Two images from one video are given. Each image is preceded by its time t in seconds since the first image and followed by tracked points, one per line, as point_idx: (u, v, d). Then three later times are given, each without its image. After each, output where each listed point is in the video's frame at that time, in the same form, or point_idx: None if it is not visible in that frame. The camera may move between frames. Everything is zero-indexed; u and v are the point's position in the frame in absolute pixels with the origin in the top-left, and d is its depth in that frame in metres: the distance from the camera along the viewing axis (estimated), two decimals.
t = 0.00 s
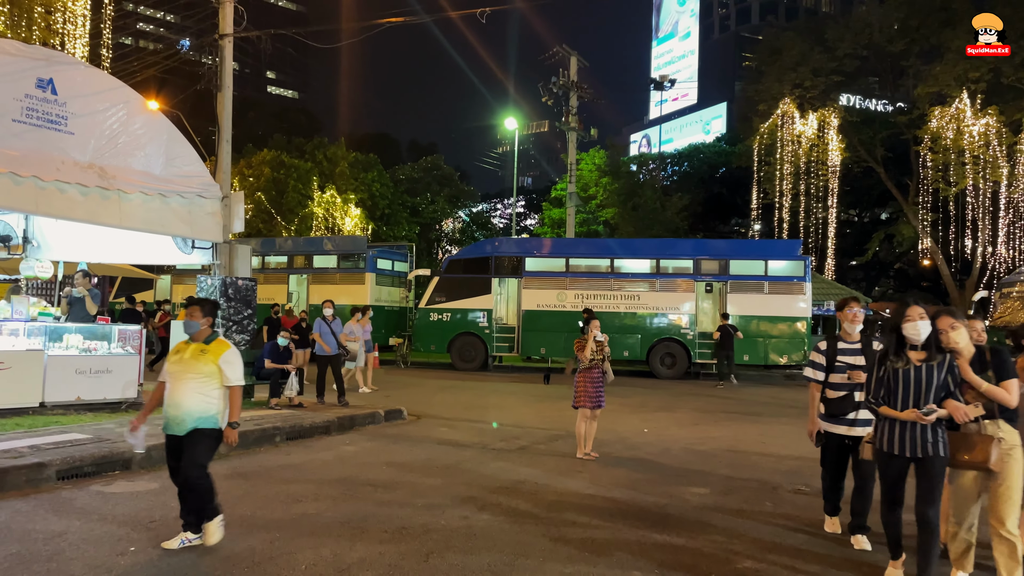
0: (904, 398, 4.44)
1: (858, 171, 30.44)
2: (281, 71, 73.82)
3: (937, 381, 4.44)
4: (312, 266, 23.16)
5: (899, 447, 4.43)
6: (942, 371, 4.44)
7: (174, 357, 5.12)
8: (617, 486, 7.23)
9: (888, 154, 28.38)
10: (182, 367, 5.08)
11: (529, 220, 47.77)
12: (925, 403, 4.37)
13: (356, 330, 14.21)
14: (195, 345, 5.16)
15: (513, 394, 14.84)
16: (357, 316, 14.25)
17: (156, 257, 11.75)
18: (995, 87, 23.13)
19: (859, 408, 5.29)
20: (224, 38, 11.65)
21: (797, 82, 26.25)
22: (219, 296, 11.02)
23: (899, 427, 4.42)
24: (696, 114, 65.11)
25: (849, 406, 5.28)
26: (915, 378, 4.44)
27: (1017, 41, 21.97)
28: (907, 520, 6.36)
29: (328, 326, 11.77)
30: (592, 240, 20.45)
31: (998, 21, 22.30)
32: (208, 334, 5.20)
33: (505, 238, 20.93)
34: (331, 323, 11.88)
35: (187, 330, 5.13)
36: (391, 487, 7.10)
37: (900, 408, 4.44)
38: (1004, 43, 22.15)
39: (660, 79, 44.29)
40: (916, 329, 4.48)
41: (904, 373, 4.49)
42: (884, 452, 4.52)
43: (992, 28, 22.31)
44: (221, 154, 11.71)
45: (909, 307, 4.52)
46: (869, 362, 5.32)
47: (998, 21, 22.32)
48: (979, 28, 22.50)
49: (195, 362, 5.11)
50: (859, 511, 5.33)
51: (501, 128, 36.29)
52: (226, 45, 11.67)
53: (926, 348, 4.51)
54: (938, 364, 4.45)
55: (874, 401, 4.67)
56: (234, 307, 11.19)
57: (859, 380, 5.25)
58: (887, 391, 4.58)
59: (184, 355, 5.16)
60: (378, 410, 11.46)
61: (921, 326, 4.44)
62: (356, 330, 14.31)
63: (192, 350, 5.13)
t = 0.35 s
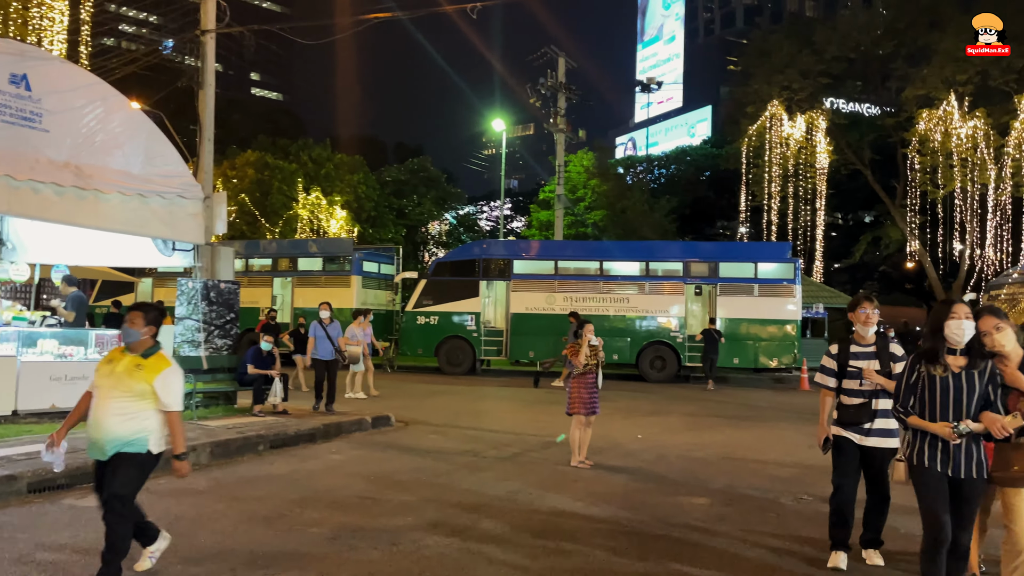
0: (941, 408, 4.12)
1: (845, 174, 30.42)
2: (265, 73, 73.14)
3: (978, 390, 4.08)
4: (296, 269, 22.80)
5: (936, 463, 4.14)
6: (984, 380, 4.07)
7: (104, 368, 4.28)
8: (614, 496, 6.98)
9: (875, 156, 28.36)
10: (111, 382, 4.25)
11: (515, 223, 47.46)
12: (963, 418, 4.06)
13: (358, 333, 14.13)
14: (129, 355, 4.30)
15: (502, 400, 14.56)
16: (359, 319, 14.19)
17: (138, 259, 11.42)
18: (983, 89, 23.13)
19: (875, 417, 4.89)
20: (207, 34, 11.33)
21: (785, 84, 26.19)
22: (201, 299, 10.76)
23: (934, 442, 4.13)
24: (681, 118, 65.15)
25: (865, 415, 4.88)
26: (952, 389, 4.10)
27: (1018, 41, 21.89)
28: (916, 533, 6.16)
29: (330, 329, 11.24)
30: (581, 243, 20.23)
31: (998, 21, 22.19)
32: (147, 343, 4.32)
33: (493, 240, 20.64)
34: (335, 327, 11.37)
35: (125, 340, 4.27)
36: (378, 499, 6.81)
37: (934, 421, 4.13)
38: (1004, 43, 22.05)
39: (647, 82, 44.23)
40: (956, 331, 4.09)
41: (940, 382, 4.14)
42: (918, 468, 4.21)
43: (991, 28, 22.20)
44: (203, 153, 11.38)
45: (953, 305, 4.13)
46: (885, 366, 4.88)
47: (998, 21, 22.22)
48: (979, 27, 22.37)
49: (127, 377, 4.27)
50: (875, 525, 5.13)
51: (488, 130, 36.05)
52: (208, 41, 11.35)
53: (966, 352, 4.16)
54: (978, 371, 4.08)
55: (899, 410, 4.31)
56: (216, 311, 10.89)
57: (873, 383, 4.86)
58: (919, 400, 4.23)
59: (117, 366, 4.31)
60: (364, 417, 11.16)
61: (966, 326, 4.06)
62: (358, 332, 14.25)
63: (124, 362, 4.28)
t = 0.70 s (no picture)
0: (967, 417, 3.75)
1: (833, 176, 30.44)
2: (251, 75, 72.64)
3: (1011, 402, 3.71)
4: (281, 272, 22.49)
5: (959, 481, 3.72)
6: (1017, 390, 3.71)
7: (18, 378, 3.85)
8: (608, 503, 6.79)
9: (863, 158, 28.33)
10: (24, 393, 3.81)
11: (503, 226, 47.25)
12: (995, 432, 3.68)
13: (358, 338, 13.81)
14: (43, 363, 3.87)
15: (490, 404, 14.33)
16: (360, 324, 13.87)
17: (119, 262, 11.16)
18: (971, 90, 23.17)
19: (875, 427, 4.50)
20: (187, 32, 11.05)
21: (773, 84, 26.12)
22: (183, 302, 10.47)
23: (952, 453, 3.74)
24: (668, 120, 65.15)
25: (864, 425, 4.47)
26: (983, 399, 3.72)
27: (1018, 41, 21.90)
28: (916, 541, 6.00)
29: (313, 334, 10.83)
30: (569, 245, 20.06)
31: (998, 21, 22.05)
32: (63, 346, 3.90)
33: (481, 242, 20.45)
34: (320, 332, 10.97)
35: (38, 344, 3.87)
36: (364, 508, 6.57)
37: (957, 425, 3.74)
38: (1004, 44, 22.02)
39: (635, 84, 44.10)
40: (992, 334, 3.73)
41: (968, 391, 3.76)
42: (932, 484, 3.81)
43: (992, 29, 22.11)
44: (183, 153, 11.11)
45: (992, 304, 3.79)
46: (881, 371, 4.49)
47: (998, 21, 22.10)
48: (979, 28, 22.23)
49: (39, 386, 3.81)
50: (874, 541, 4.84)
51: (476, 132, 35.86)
52: (189, 39, 11.08)
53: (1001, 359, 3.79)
54: (1011, 380, 3.71)
55: (917, 413, 3.92)
56: (197, 314, 10.60)
57: (867, 394, 4.45)
58: (943, 405, 3.85)
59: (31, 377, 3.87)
60: (350, 422, 10.93)
61: (1002, 328, 3.71)
62: (358, 337, 13.93)
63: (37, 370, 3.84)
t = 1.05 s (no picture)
0: (992, 444, 3.24)
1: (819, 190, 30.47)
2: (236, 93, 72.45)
3: None
4: (263, 289, 22.14)
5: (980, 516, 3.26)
6: None
7: None
8: (592, 528, 6.51)
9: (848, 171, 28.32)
10: None
11: (489, 241, 47.02)
12: None
13: (353, 356, 13.44)
14: None
15: (475, 422, 14.02)
16: (355, 341, 13.47)
17: (91, 279, 10.81)
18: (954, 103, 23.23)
19: (865, 449, 3.96)
20: (161, 43, 10.81)
21: (757, 99, 26.15)
22: (155, 321, 10.14)
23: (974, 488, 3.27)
24: (653, 136, 65.33)
25: (851, 446, 3.95)
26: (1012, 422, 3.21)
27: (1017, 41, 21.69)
28: (912, 564, 5.77)
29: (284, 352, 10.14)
30: (555, 260, 19.89)
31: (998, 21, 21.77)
32: None
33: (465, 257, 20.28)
34: (292, 350, 10.25)
35: None
36: (336, 536, 6.28)
37: (973, 452, 3.27)
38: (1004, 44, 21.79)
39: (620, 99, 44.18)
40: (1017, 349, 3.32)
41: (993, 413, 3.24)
42: (953, 525, 3.34)
43: (991, 29, 21.77)
44: (157, 167, 10.82)
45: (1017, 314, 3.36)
46: (872, 387, 3.98)
47: (998, 20, 21.78)
48: (978, 28, 21.94)
49: None
50: None
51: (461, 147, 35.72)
52: (163, 51, 10.83)
53: None
54: None
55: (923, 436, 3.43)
56: (171, 333, 10.28)
57: (857, 412, 3.95)
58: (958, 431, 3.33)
59: None
60: (329, 442, 10.61)
61: None
62: (353, 354, 13.59)
63: None
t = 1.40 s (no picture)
0: None
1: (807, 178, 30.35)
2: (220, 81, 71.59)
3: None
4: (246, 278, 21.81)
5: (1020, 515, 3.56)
6: None
7: None
8: (581, 522, 6.31)
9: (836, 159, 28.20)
10: None
11: (477, 231, 46.73)
12: None
13: (356, 346, 13.20)
14: None
15: (462, 413, 13.80)
16: (357, 331, 13.22)
17: (66, 268, 10.49)
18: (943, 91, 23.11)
19: (877, 453, 3.53)
20: (136, 25, 10.48)
21: (746, 86, 25.92)
22: (131, 311, 9.86)
23: None
24: (641, 125, 65.06)
25: (860, 450, 3.53)
26: None
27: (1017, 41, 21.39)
28: (911, 558, 5.60)
29: (255, 344, 9.52)
30: (543, 248, 19.66)
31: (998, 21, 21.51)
32: None
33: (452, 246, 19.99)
34: (265, 340, 9.62)
35: None
36: (317, 532, 6.05)
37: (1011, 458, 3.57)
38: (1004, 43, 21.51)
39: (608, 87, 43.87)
40: None
41: None
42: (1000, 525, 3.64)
43: (992, 28, 21.53)
44: (132, 153, 10.50)
45: None
46: (890, 385, 3.54)
47: (998, 21, 21.52)
48: (979, 28, 21.67)
49: None
50: None
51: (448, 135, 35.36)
52: (138, 32, 10.51)
53: None
54: None
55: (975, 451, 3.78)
56: (148, 323, 10.01)
57: (874, 415, 3.52)
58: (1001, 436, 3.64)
59: None
60: (312, 435, 10.36)
61: None
62: (354, 344, 13.28)
63: None
